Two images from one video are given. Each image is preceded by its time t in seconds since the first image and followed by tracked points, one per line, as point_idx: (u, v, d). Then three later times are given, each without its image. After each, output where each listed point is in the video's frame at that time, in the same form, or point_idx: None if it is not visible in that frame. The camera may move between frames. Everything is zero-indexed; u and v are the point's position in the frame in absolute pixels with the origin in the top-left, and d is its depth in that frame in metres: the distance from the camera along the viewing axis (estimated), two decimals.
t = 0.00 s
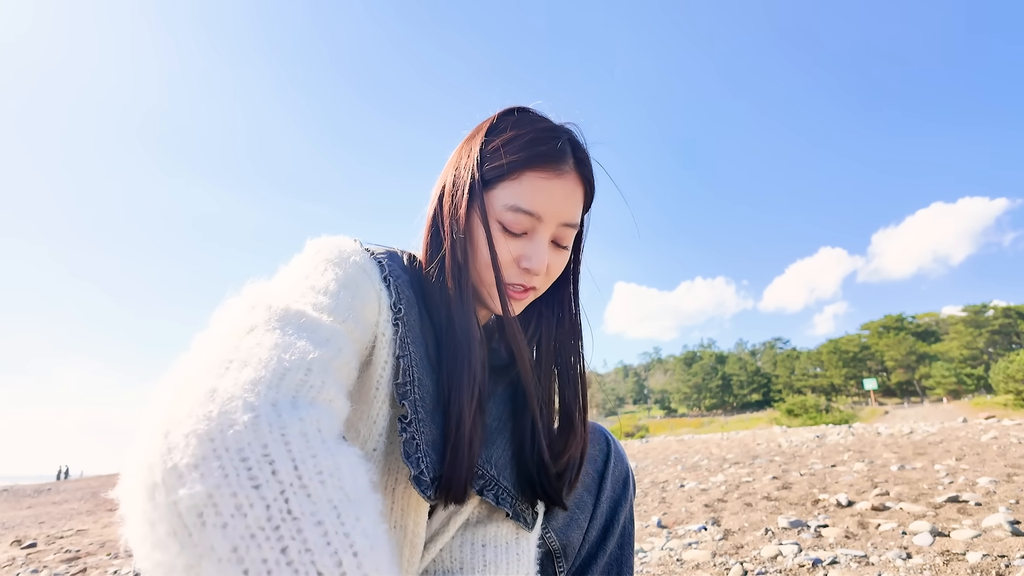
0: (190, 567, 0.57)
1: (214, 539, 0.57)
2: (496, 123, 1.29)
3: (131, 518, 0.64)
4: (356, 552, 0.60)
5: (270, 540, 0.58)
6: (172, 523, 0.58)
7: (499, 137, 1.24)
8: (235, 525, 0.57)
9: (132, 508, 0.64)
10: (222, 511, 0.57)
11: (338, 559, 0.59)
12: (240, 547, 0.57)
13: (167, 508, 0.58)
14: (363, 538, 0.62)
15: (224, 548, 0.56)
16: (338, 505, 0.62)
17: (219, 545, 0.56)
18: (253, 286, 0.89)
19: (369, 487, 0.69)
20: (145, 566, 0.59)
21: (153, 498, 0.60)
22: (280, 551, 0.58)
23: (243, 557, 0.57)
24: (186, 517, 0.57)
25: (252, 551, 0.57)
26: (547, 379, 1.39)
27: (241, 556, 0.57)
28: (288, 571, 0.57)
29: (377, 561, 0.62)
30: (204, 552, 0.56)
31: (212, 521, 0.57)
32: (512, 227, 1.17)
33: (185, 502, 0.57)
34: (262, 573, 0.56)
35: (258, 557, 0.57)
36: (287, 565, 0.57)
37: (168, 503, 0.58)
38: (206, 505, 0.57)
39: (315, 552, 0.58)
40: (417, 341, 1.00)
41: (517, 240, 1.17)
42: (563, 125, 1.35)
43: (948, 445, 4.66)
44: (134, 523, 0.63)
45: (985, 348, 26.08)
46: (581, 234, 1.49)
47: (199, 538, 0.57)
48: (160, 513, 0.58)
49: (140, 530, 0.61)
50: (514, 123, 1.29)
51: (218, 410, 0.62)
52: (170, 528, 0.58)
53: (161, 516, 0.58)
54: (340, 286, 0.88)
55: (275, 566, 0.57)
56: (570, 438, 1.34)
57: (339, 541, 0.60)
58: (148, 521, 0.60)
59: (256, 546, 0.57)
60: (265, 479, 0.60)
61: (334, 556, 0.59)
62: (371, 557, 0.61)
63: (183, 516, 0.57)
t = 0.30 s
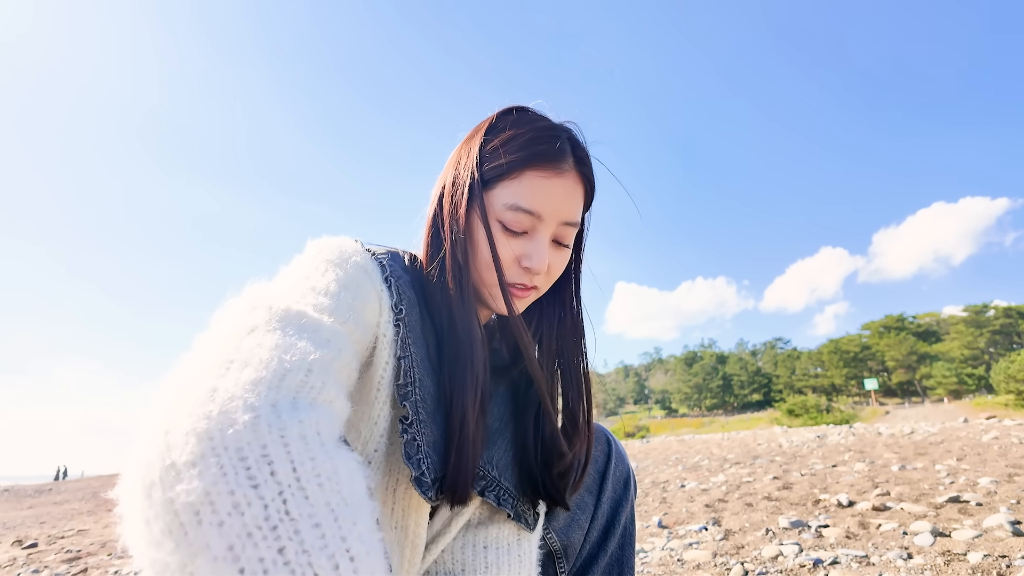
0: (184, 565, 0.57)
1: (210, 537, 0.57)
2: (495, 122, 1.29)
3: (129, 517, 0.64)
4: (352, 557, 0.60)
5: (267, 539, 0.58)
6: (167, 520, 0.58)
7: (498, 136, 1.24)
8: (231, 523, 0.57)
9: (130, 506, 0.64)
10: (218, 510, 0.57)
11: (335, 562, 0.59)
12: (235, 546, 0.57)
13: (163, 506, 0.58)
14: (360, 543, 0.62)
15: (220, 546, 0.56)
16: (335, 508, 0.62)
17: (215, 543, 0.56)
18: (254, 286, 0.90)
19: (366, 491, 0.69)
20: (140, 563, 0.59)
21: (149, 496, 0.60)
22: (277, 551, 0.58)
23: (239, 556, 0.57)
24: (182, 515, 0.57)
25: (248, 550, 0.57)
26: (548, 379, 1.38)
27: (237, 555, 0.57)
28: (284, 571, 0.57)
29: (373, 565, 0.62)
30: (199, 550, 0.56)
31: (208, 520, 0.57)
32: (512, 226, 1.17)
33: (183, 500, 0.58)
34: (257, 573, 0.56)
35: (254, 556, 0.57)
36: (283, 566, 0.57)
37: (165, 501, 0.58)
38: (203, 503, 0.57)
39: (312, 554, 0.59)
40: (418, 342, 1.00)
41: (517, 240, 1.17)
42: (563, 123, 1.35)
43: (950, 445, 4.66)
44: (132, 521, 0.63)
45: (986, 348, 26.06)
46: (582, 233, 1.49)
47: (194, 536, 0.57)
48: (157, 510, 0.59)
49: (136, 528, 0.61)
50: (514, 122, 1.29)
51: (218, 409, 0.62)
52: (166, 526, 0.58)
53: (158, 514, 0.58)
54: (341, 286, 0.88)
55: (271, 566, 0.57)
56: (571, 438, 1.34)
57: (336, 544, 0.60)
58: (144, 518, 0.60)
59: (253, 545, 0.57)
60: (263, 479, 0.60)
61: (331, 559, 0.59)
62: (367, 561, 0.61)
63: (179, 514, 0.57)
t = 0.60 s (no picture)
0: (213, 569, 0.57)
1: (240, 542, 0.57)
2: (498, 123, 1.30)
3: (146, 518, 0.65)
4: (376, 561, 0.61)
5: (297, 544, 0.58)
6: (194, 525, 0.58)
7: (501, 137, 1.25)
8: (261, 528, 0.58)
9: (147, 507, 0.64)
10: (246, 515, 0.58)
11: (361, 567, 0.60)
12: (266, 551, 0.57)
13: (188, 510, 0.59)
14: (382, 547, 0.63)
15: (251, 551, 0.57)
16: (357, 513, 0.63)
17: (246, 548, 0.57)
18: (259, 287, 0.90)
19: (383, 494, 0.69)
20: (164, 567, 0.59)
21: (172, 499, 0.60)
22: (307, 555, 0.58)
23: (270, 560, 0.57)
24: (209, 519, 0.58)
25: (280, 555, 0.58)
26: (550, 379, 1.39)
27: (268, 560, 0.57)
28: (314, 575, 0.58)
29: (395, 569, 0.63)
30: (229, 555, 0.57)
31: (237, 524, 0.58)
32: (514, 226, 1.18)
33: (210, 504, 0.58)
34: None
35: (286, 561, 0.58)
36: (313, 570, 0.58)
37: (190, 505, 0.59)
38: (230, 508, 0.58)
39: (340, 558, 0.59)
40: (423, 341, 1.00)
41: (520, 241, 1.18)
42: (565, 124, 1.35)
43: (951, 445, 4.65)
44: (150, 523, 0.63)
45: (987, 348, 26.03)
46: (584, 234, 1.50)
47: (223, 540, 0.57)
48: (181, 514, 0.59)
49: (157, 531, 0.61)
50: (516, 123, 1.29)
51: (238, 412, 0.62)
52: (192, 530, 0.58)
53: (183, 518, 0.59)
54: (346, 286, 0.88)
55: (303, 571, 0.58)
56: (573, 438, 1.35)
57: (360, 549, 0.61)
58: (167, 522, 0.60)
59: (283, 550, 0.58)
60: (288, 484, 0.60)
61: (356, 562, 0.60)
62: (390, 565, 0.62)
63: (206, 518, 0.58)
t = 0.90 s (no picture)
0: (234, 570, 0.58)
1: (261, 543, 0.58)
2: (495, 124, 1.31)
3: (162, 520, 0.66)
4: (393, 561, 0.63)
5: (317, 545, 0.59)
6: (216, 527, 0.59)
7: (498, 138, 1.26)
8: (282, 530, 0.59)
9: (164, 509, 0.65)
10: (268, 517, 0.59)
11: (379, 567, 0.61)
12: (288, 551, 0.58)
13: (210, 512, 0.59)
14: (398, 547, 0.64)
15: (273, 552, 0.58)
16: (375, 514, 0.64)
17: (267, 549, 0.58)
18: (265, 289, 0.90)
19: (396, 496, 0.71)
20: (186, 568, 0.60)
21: (193, 501, 0.61)
22: (327, 556, 0.59)
23: (291, 561, 0.58)
24: (231, 521, 0.59)
25: (300, 556, 0.59)
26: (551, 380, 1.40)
27: (289, 561, 0.58)
28: None
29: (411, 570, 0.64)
30: (251, 555, 0.58)
31: (258, 526, 0.59)
32: (512, 227, 1.18)
33: (232, 506, 0.59)
34: None
35: (306, 562, 0.59)
36: (334, 571, 0.59)
37: (212, 508, 0.59)
38: (252, 510, 0.59)
39: (359, 558, 0.61)
40: (425, 341, 1.01)
41: (518, 241, 1.19)
42: (562, 125, 1.36)
43: (951, 446, 4.65)
44: (167, 525, 0.64)
45: (987, 348, 26.02)
46: (582, 234, 1.50)
47: (245, 541, 0.58)
48: (203, 516, 0.60)
49: (176, 533, 0.62)
50: (513, 124, 1.30)
51: (258, 415, 0.63)
52: (214, 532, 0.59)
53: (204, 520, 0.60)
54: (351, 288, 0.89)
55: (323, 571, 0.59)
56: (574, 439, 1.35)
57: (378, 549, 0.62)
58: (188, 524, 0.61)
59: (304, 551, 0.59)
60: (308, 486, 0.61)
61: (375, 563, 0.61)
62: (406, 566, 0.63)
63: (228, 520, 0.59)
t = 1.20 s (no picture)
0: (186, 572, 0.58)
1: (214, 548, 0.58)
2: (498, 123, 1.31)
3: (133, 517, 0.66)
4: None
5: (269, 557, 0.59)
6: (175, 526, 0.59)
7: (500, 136, 1.26)
8: (237, 535, 0.59)
9: (136, 507, 0.65)
10: (226, 521, 0.59)
11: None
12: (239, 560, 0.58)
13: (172, 510, 0.60)
14: (358, 566, 0.64)
15: (224, 558, 0.58)
16: (339, 529, 0.64)
17: (219, 555, 0.58)
18: (263, 288, 0.91)
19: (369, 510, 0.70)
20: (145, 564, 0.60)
21: (158, 498, 0.61)
22: (278, 569, 0.59)
23: (240, 570, 0.58)
24: (190, 522, 0.59)
25: (250, 566, 0.58)
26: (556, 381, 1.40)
27: (239, 569, 0.58)
28: None
29: None
30: (203, 560, 0.58)
31: (215, 530, 0.58)
32: (513, 224, 1.18)
33: (192, 507, 0.59)
34: None
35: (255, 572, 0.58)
36: None
37: (174, 506, 0.60)
38: (211, 512, 0.59)
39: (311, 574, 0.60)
40: (425, 341, 1.01)
41: (519, 238, 1.19)
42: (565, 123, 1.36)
43: (953, 446, 4.65)
44: (136, 522, 0.65)
45: (988, 348, 26.01)
46: (586, 233, 1.50)
47: (199, 545, 0.58)
48: (165, 514, 0.60)
49: (142, 530, 0.62)
50: (515, 122, 1.30)
51: (234, 415, 0.63)
52: (173, 531, 0.59)
53: (165, 518, 0.60)
54: (349, 287, 0.89)
55: None
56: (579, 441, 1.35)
57: (336, 566, 0.62)
58: (151, 521, 0.61)
59: (255, 561, 0.59)
60: (273, 493, 0.61)
61: None
62: None
63: (187, 521, 0.59)
